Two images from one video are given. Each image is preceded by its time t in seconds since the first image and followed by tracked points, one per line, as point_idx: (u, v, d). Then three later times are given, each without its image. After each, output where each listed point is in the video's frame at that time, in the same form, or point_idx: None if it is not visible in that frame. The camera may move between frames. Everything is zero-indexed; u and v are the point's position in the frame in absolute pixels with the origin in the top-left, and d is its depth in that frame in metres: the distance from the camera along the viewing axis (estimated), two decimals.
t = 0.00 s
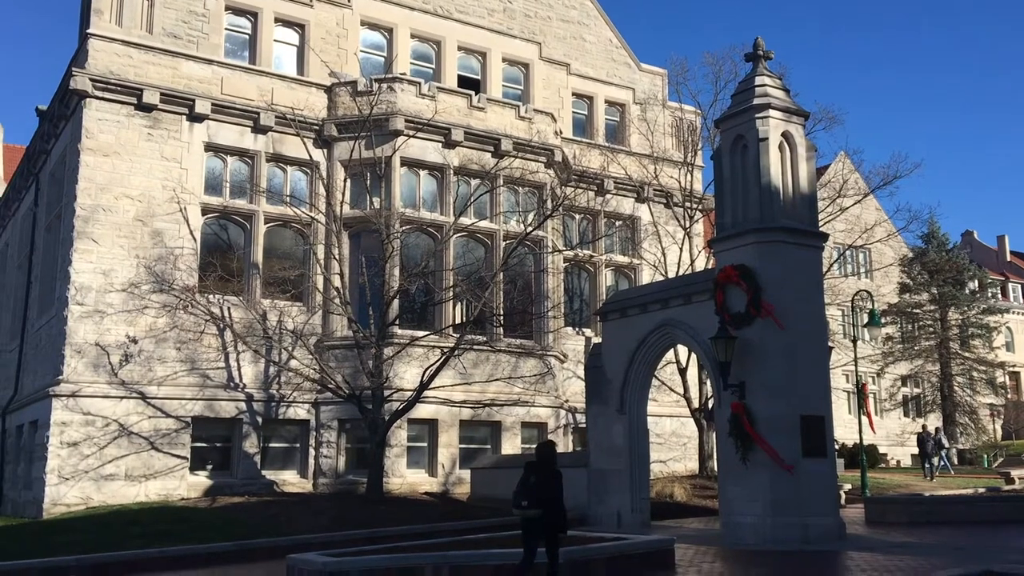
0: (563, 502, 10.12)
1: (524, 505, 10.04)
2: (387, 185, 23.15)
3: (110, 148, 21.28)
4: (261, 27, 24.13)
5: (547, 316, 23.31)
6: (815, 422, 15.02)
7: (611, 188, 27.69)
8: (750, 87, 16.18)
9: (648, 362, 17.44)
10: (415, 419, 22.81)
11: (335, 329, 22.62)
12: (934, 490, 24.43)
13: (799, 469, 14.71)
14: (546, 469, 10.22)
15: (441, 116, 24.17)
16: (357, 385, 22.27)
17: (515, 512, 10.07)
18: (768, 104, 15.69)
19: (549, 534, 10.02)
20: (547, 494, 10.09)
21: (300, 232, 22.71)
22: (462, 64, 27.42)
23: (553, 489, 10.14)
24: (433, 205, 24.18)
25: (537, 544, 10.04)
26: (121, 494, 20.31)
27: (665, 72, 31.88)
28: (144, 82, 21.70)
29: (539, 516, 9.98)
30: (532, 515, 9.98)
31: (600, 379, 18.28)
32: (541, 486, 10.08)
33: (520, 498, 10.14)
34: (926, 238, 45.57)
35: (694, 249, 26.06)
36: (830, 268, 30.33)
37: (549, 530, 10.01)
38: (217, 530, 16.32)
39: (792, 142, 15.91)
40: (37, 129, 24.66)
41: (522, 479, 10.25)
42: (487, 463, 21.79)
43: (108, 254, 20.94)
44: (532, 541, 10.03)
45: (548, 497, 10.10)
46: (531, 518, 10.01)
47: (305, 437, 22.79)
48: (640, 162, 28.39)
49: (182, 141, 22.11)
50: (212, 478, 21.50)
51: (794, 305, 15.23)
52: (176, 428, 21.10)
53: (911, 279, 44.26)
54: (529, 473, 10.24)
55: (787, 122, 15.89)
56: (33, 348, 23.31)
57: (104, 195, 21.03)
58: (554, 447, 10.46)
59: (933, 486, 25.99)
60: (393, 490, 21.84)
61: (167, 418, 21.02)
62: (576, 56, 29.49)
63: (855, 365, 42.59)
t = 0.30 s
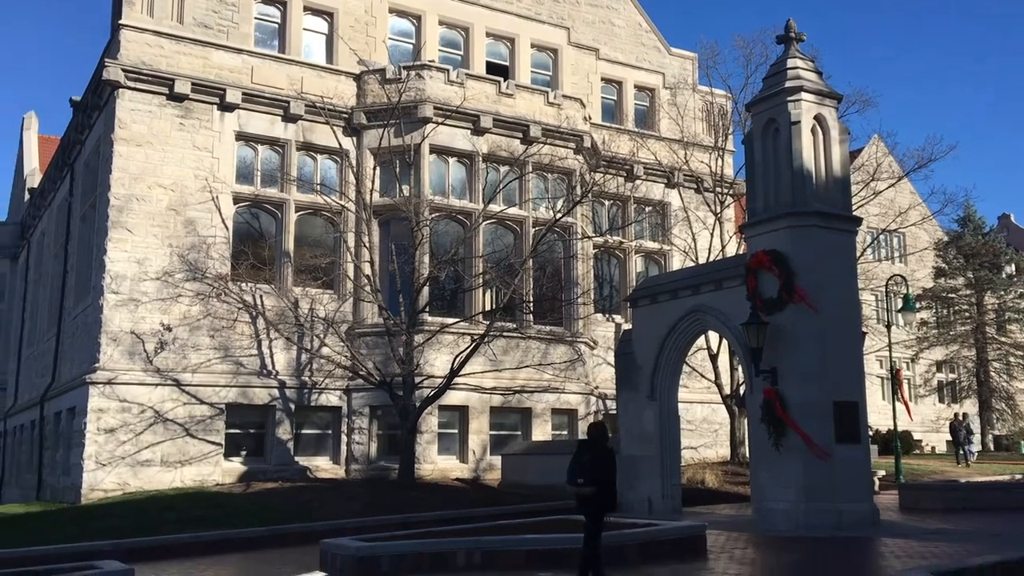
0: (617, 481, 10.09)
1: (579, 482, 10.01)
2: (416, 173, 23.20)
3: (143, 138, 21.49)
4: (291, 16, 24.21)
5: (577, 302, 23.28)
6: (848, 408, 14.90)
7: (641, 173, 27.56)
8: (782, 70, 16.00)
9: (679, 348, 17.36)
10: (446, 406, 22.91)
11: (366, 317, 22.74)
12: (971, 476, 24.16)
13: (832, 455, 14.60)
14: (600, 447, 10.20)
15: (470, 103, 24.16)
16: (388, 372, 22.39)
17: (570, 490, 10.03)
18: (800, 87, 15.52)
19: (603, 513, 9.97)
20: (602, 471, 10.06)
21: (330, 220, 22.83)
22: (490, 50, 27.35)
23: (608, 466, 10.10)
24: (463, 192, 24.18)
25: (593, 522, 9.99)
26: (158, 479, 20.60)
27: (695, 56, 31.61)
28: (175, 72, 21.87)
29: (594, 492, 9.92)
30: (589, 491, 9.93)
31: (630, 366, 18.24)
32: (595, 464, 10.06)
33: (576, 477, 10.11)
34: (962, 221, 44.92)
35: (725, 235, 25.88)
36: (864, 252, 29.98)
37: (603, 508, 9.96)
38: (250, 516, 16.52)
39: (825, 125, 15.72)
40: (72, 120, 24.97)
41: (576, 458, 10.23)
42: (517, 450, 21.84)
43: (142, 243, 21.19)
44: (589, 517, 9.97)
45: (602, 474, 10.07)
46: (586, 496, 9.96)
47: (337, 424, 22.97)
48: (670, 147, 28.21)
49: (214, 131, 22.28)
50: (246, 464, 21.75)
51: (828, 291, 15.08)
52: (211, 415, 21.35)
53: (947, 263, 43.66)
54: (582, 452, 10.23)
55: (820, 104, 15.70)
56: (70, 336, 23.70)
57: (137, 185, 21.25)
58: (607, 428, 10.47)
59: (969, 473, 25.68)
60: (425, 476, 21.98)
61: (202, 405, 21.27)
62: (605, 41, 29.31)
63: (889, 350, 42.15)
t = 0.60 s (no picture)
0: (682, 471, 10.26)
1: (645, 473, 10.15)
2: (453, 161, 23.23)
3: (185, 129, 21.74)
4: (328, 6, 24.31)
5: (614, 290, 23.20)
6: (890, 396, 14.69)
7: (679, 159, 27.36)
8: (824, 53, 15.77)
9: (718, 335, 17.23)
10: (484, 393, 22.98)
11: (405, 305, 22.86)
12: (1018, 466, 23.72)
13: (874, 444, 14.42)
14: (663, 438, 10.34)
15: (506, 90, 24.11)
16: (426, 359, 22.49)
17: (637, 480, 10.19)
18: (842, 70, 15.29)
19: (670, 502, 10.15)
20: (668, 461, 10.20)
21: (369, 209, 22.96)
22: (527, 37, 27.26)
23: (673, 456, 10.26)
24: (499, 180, 24.16)
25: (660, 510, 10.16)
26: (201, 465, 20.92)
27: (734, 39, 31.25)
28: (215, 63, 22.09)
29: (662, 483, 10.08)
30: (656, 481, 10.10)
31: (669, 353, 18.15)
32: (661, 455, 10.19)
33: (641, 468, 10.25)
34: (1008, 206, 44.03)
35: (764, 221, 25.61)
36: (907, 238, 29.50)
37: (670, 498, 10.15)
38: (292, 501, 16.73)
39: (868, 109, 15.48)
40: (115, 111, 25.35)
41: (639, 450, 10.36)
42: (555, 437, 21.84)
43: (184, 233, 21.47)
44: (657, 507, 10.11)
45: (668, 464, 10.23)
46: (653, 485, 10.14)
47: (377, 411, 23.14)
48: (708, 133, 27.96)
49: (254, 121, 22.48)
50: (288, 451, 22.00)
51: (870, 277, 14.87)
52: (253, 402, 21.61)
53: (993, 249, 42.83)
54: (645, 443, 10.36)
55: (862, 88, 15.47)
56: (115, 324, 24.13)
57: (179, 175, 21.52)
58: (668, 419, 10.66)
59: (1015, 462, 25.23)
60: (463, 463, 22.09)
61: (244, 392, 21.54)
62: (642, 26, 29.08)
63: (933, 337, 41.51)
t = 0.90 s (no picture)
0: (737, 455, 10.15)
1: (699, 457, 10.12)
2: (485, 154, 23.25)
3: (220, 123, 21.95)
4: None
5: (647, 281, 23.10)
6: (930, 388, 14.50)
7: (713, 150, 27.17)
8: (861, 41, 15.56)
9: (753, 327, 17.09)
10: (517, 385, 23.02)
11: (438, 297, 22.94)
12: None
13: (912, 436, 14.26)
14: (718, 422, 10.21)
15: (538, 82, 24.06)
16: (459, 352, 22.56)
17: (692, 463, 10.16)
18: (880, 58, 15.09)
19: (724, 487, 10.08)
20: (723, 446, 10.10)
21: (401, 201, 23.06)
22: (559, 29, 27.16)
23: (728, 440, 10.16)
24: (532, 172, 24.14)
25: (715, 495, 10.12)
26: (238, 456, 21.16)
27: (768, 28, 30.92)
28: (250, 58, 22.27)
29: (716, 467, 10.03)
30: (710, 465, 10.04)
31: (703, 345, 18.05)
32: (716, 439, 10.09)
33: (695, 451, 10.20)
34: None
35: (799, 211, 25.36)
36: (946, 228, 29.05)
37: (725, 482, 10.07)
38: (327, 492, 16.89)
39: (906, 97, 15.26)
40: (152, 106, 25.65)
41: (693, 432, 10.28)
42: (588, 430, 21.81)
43: (220, 227, 21.70)
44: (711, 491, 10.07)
45: (722, 448, 10.15)
46: (706, 469, 10.09)
47: (410, 403, 23.25)
48: (742, 123, 27.72)
49: (288, 115, 22.65)
50: (323, 442, 22.18)
51: (909, 268, 14.69)
52: (288, 394, 21.82)
53: None
54: (699, 427, 10.26)
55: (900, 76, 15.25)
56: (153, 317, 24.46)
57: (215, 169, 21.74)
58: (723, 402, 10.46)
59: None
60: (496, 454, 22.16)
61: (279, 384, 21.75)
62: (675, 15, 28.87)
63: (973, 328, 40.89)
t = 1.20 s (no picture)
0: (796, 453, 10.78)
1: (761, 455, 10.74)
2: (517, 146, 23.25)
3: (255, 118, 22.14)
4: None
5: (680, 274, 22.98)
6: (969, 381, 14.30)
7: (747, 141, 26.95)
8: (898, 29, 15.34)
9: (788, 320, 16.95)
10: (550, 377, 23.02)
11: (470, 290, 22.99)
12: None
13: (951, 430, 14.07)
14: (778, 421, 10.87)
15: (571, 74, 24.00)
16: (492, 344, 22.60)
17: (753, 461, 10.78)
18: (918, 47, 14.87)
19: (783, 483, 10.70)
20: (783, 444, 10.74)
21: (434, 195, 23.13)
22: (591, 20, 27.01)
23: (787, 439, 10.80)
24: (564, 164, 24.07)
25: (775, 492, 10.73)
26: (274, 447, 21.37)
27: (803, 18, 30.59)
28: (284, 53, 22.42)
29: (777, 464, 10.67)
30: (773, 463, 10.65)
31: (737, 338, 17.94)
32: (777, 437, 10.72)
33: (756, 449, 10.83)
34: None
35: (835, 203, 25.09)
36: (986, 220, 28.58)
37: (784, 479, 10.69)
38: (362, 483, 17.02)
39: (945, 86, 15.03)
40: (188, 102, 25.91)
41: (755, 432, 10.92)
42: (621, 423, 21.74)
43: (255, 221, 21.91)
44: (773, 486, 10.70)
45: (783, 446, 10.79)
46: (768, 467, 10.70)
47: (443, 395, 23.33)
48: (777, 114, 27.48)
49: (321, 109, 22.79)
50: (357, 434, 22.33)
51: (947, 259, 14.48)
52: (323, 386, 21.99)
53: None
54: (760, 426, 10.89)
55: (939, 65, 15.02)
56: (190, 310, 24.75)
57: (251, 164, 21.94)
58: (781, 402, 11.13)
59: None
60: (529, 447, 22.19)
61: (314, 376, 21.92)
62: (709, 6, 28.63)
63: (1013, 321, 40.24)
